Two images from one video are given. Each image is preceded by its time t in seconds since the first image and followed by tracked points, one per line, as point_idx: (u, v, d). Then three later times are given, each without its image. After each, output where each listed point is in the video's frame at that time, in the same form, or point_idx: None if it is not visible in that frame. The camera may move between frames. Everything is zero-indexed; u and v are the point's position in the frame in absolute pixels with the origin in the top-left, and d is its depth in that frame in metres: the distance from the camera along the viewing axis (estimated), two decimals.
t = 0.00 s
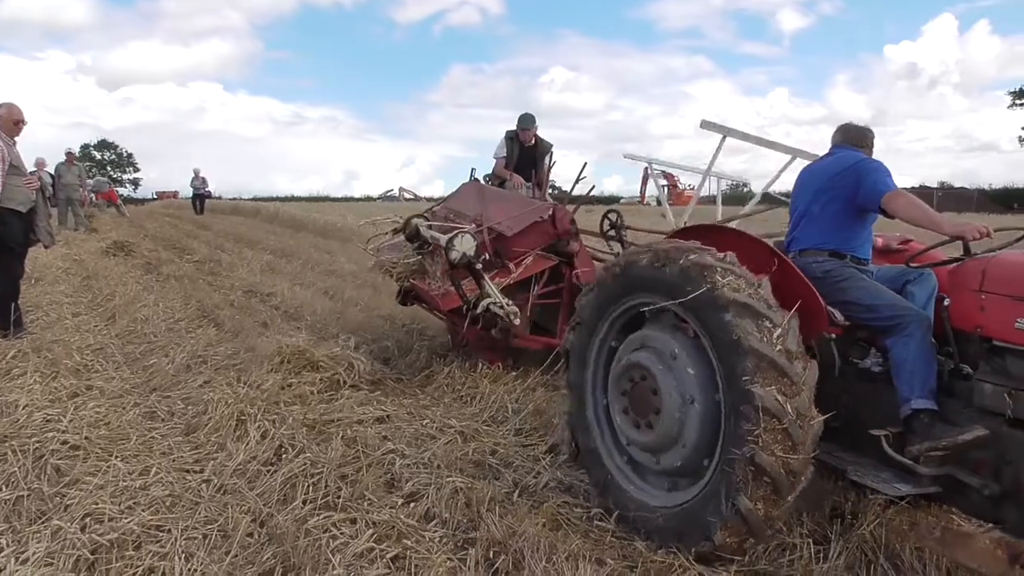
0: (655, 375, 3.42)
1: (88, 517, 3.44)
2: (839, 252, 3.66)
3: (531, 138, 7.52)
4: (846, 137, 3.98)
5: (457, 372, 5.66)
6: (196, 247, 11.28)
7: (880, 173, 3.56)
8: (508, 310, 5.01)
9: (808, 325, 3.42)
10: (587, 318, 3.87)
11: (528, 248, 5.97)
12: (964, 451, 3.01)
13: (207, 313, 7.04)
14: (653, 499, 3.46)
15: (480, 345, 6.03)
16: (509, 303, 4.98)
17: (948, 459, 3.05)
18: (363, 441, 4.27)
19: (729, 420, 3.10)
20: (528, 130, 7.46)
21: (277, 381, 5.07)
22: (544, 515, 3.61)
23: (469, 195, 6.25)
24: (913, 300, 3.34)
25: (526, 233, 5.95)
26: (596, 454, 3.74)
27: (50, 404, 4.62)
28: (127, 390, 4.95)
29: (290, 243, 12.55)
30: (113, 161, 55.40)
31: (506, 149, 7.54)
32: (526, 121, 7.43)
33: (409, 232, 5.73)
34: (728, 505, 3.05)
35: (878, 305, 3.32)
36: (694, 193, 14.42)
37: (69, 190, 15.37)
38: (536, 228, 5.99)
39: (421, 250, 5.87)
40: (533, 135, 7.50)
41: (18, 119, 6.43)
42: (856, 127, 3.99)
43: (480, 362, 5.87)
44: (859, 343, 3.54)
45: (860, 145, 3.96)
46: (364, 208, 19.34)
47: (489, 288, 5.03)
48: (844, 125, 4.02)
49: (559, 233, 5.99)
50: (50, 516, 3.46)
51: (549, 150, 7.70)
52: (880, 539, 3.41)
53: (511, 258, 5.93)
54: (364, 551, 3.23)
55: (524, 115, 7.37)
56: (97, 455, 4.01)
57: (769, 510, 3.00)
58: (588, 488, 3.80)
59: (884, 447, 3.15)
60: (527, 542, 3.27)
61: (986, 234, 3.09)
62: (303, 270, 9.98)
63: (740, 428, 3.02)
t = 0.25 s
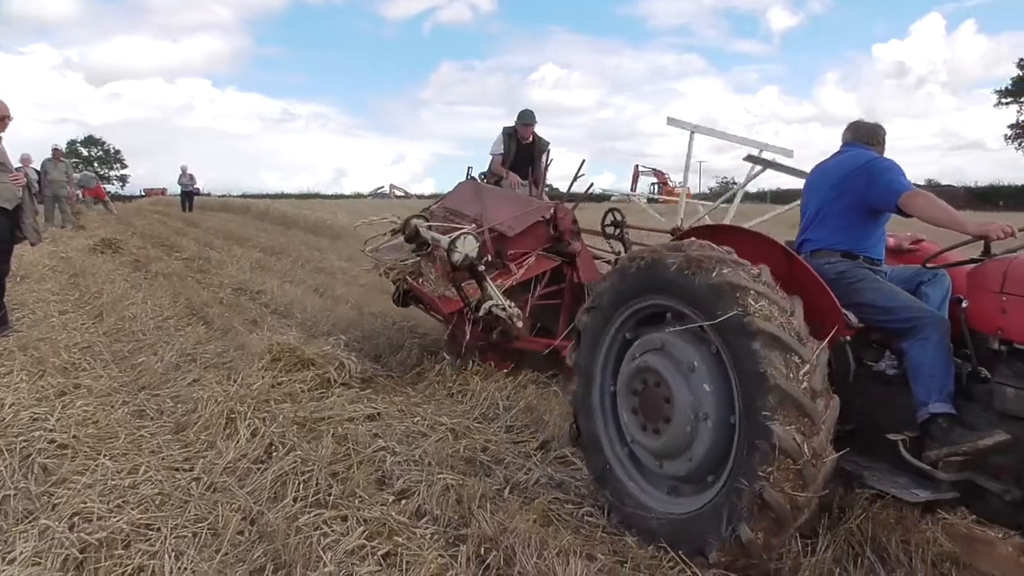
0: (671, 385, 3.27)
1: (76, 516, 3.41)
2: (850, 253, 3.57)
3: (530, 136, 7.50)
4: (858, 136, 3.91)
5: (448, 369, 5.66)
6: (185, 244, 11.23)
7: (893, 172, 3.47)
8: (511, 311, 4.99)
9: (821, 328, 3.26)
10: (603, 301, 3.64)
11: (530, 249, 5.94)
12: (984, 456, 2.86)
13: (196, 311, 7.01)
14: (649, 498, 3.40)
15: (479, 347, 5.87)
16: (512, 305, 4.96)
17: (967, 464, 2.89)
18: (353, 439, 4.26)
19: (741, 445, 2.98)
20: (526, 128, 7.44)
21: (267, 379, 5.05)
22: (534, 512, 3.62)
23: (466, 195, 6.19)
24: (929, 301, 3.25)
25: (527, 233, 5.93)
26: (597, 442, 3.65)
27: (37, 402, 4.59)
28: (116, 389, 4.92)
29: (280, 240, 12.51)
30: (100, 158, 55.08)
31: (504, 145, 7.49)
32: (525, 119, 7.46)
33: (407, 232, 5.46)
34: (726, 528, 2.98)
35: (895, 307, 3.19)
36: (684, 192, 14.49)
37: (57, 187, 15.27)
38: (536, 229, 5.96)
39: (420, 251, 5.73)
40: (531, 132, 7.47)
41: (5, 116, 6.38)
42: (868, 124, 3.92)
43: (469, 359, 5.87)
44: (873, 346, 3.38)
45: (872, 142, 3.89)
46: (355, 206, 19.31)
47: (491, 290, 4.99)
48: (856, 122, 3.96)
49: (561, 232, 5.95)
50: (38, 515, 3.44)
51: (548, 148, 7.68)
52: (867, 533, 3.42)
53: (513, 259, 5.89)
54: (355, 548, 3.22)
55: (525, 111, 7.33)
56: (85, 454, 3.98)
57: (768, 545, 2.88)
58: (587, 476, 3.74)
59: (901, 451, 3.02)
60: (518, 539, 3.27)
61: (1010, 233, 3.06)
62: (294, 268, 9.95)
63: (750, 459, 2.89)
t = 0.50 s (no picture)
0: (678, 395, 3.12)
1: (52, 517, 3.37)
2: (855, 253, 3.53)
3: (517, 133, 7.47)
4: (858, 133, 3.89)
5: (429, 366, 5.65)
6: (161, 242, 11.11)
7: (896, 171, 3.46)
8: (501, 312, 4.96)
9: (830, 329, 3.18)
10: (618, 286, 3.41)
11: (522, 248, 5.85)
12: (993, 461, 2.83)
13: (172, 310, 6.93)
14: (640, 497, 3.34)
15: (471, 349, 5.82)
16: (502, 306, 4.92)
17: (977, 469, 2.87)
18: (334, 437, 4.24)
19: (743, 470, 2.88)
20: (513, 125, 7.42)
21: (246, 377, 5.01)
22: (517, 508, 3.63)
23: (456, 195, 6.15)
24: (933, 301, 3.23)
25: (518, 232, 5.85)
26: (592, 427, 3.56)
27: (10, 403, 4.52)
28: (91, 389, 4.87)
29: (257, 238, 12.42)
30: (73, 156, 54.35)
31: (490, 142, 7.46)
32: (513, 116, 7.44)
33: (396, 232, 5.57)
34: (714, 548, 2.94)
35: (901, 309, 3.15)
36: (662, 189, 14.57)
37: (28, 184, 15.04)
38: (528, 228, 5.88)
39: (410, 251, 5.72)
40: (519, 129, 7.44)
41: None
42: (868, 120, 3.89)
43: (450, 357, 5.87)
44: (877, 347, 3.38)
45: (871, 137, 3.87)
46: (333, 203, 19.21)
47: (482, 290, 4.97)
48: (854, 120, 3.94)
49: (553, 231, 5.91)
50: (12, 517, 3.39)
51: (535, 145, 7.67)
52: (843, 524, 3.47)
53: (505, 258, 5.80)
54: (337, 546, 3.21)
55: (514, 109, 7.32)
56: (61, 455, 3.93)
57: None
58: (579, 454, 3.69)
59: (909, 456, 3.00)
60: (500, 535, 3.29)
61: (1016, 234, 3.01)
62: (272, 266, 9.88)
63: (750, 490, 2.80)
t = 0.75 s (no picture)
0: (680, 404, 3.04)
1: (22, 518, 3.33)
2: (854, 252, 3.52)
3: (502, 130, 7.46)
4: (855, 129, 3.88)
5: (405, 363, 5.65)
6: (133, 239, 10.99)
7: (893, 170, 3.45)
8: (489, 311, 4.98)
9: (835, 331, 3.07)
10: (631, 275, 3.25)
11: (510, 245, 5.71)
12: (999, 464, 2.78)
13: (145, 307, 6.86)
14: (627, 491, 3.35)
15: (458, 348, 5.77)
16: (490, 304, 4.94)
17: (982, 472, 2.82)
18: (310, 435, 4.22)
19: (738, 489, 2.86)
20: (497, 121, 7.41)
21: (221, 375, 4.97)
22: (494, 503, 3.64)
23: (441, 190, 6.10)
24: (934, 301, 3.25)
25: (506, 229, 5.71)
26: (586, 410, 3.52)
27: None
28: (62, 387, 4.81)
29: (232, 235, 12.32)
30: (42, 151, 53.48)
31: (474, 139, 7.44)
32: (497, 112, 7.42)
33: (382, 230, 5.46)
34: (695, 558, 2.98)
35: (904, 309, 3.11)
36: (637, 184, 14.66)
37: None
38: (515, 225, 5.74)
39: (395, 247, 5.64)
40: (503, 125, 7.44)
41: None
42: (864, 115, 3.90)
43: (428, 354, 5.86)
44: (878, 347, 3.32)
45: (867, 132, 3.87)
46: (308, 199, 19.10)
47: (471, 289, 4.98)
48: (851, 114, 3.93)
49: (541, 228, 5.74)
50: None
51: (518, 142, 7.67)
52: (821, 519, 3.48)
53: (491, 255, 5.67)
54: (314, 543, 3.20)
55: (499, 105, 7.30)
56: (31, 454, 3.88)
57: None
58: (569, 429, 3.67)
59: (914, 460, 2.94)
60: (477, 530, 3.29)
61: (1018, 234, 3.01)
62: (247, 262, 9.81)
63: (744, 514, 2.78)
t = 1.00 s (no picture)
0: (692, 417, 2.95)
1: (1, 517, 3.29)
2: (865, 252, 3.48)
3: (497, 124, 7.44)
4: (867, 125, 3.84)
5: (388, 358, 5.64)
6: (112, 235, 10.88)
7: (898, 165, 3.39)
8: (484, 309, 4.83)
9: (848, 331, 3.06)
10: (659, 267, 3.07)
11: (506, 241, 5.63)
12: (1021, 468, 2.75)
13: (125, 304, 6.79)
14: (619, 481, 3.31)
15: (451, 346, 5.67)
16: (486, 303, 4.79)
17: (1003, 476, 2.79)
18: (294, 431, 4.20)
19: (737, 508, 2.82)
20: (492, 117, 7.38)
21: (203, 372, 4.93)
22: (478, 498, 3.64)
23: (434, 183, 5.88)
24: (946, 299, 3.28)
25: (502, 225, 5.62)
26: (588, 390, 3.43)
27: None
28: (41, 385, 4.76)
29: (212, 231, 12.23)
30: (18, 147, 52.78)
31: (468, 133, 7.41)
32: (492, 107, 7.39)
33: (375, 226, 5.23)
34: (681, 564, 2.99)
35: (916, 309, 3.08)
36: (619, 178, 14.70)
37: None
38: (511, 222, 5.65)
39: (388, 245, 5.40)
40: (498, 121, 7.42)
41: None
42: (877, 108, 3.85)
43: (412, 350, 5.85)
44: (890, 347, 3.27)
45: (880, 124, 3.82)
46: (290, 194, 19.00)
47: (467, 287, 4.82)
48: (863, 109, 3.88)
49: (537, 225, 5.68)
50: None
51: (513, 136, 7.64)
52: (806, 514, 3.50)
53: (488, 251, 5.58)
54: (298, 540, 3.19)
55: (493, 99, 7.29)
56: (9, 452, 3.83)
57: None
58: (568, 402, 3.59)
59: (931, 463, 2.90)
60: (462, 525, 3.30)
61: None
62: (228, 259, 9.74)
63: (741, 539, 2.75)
